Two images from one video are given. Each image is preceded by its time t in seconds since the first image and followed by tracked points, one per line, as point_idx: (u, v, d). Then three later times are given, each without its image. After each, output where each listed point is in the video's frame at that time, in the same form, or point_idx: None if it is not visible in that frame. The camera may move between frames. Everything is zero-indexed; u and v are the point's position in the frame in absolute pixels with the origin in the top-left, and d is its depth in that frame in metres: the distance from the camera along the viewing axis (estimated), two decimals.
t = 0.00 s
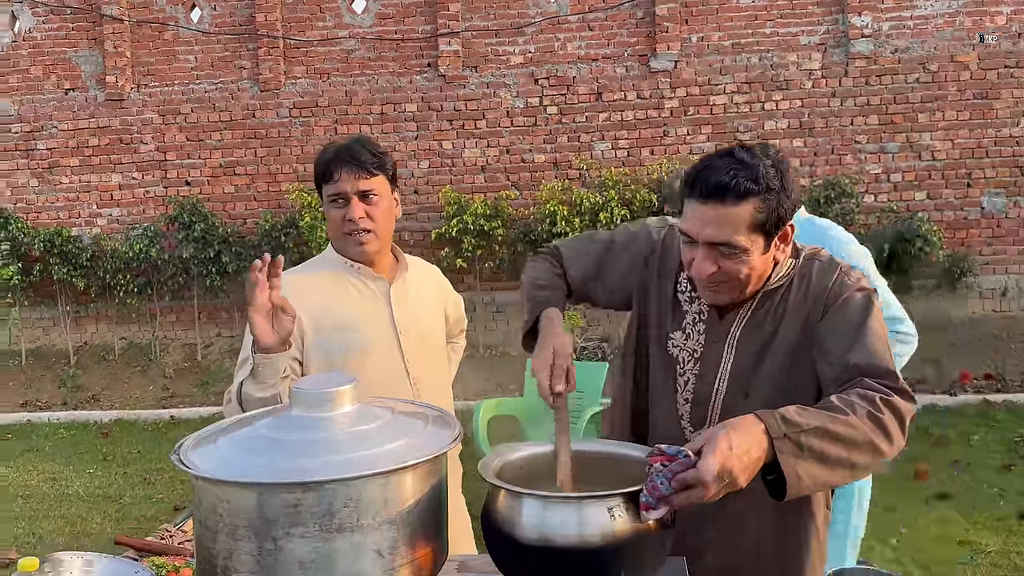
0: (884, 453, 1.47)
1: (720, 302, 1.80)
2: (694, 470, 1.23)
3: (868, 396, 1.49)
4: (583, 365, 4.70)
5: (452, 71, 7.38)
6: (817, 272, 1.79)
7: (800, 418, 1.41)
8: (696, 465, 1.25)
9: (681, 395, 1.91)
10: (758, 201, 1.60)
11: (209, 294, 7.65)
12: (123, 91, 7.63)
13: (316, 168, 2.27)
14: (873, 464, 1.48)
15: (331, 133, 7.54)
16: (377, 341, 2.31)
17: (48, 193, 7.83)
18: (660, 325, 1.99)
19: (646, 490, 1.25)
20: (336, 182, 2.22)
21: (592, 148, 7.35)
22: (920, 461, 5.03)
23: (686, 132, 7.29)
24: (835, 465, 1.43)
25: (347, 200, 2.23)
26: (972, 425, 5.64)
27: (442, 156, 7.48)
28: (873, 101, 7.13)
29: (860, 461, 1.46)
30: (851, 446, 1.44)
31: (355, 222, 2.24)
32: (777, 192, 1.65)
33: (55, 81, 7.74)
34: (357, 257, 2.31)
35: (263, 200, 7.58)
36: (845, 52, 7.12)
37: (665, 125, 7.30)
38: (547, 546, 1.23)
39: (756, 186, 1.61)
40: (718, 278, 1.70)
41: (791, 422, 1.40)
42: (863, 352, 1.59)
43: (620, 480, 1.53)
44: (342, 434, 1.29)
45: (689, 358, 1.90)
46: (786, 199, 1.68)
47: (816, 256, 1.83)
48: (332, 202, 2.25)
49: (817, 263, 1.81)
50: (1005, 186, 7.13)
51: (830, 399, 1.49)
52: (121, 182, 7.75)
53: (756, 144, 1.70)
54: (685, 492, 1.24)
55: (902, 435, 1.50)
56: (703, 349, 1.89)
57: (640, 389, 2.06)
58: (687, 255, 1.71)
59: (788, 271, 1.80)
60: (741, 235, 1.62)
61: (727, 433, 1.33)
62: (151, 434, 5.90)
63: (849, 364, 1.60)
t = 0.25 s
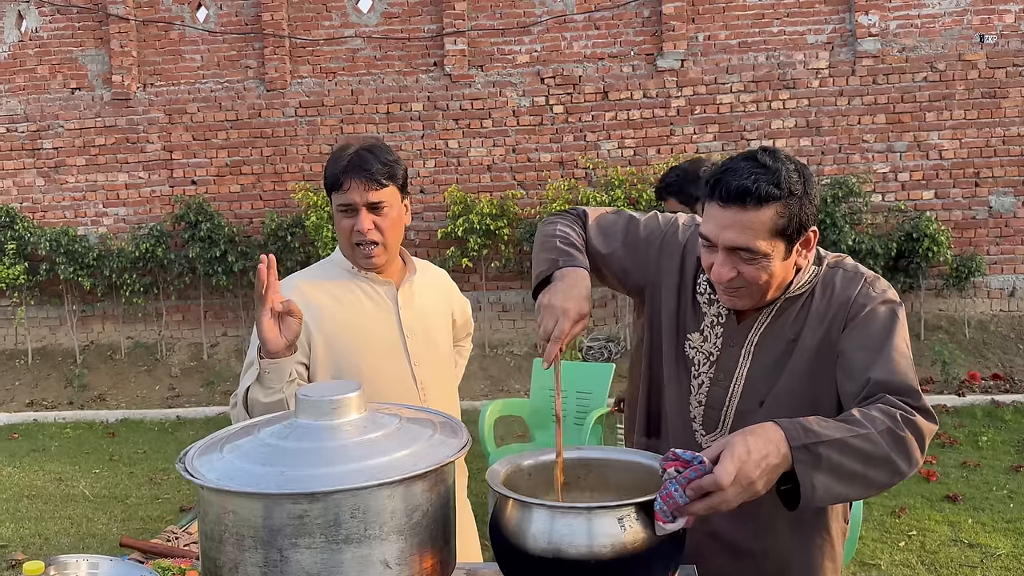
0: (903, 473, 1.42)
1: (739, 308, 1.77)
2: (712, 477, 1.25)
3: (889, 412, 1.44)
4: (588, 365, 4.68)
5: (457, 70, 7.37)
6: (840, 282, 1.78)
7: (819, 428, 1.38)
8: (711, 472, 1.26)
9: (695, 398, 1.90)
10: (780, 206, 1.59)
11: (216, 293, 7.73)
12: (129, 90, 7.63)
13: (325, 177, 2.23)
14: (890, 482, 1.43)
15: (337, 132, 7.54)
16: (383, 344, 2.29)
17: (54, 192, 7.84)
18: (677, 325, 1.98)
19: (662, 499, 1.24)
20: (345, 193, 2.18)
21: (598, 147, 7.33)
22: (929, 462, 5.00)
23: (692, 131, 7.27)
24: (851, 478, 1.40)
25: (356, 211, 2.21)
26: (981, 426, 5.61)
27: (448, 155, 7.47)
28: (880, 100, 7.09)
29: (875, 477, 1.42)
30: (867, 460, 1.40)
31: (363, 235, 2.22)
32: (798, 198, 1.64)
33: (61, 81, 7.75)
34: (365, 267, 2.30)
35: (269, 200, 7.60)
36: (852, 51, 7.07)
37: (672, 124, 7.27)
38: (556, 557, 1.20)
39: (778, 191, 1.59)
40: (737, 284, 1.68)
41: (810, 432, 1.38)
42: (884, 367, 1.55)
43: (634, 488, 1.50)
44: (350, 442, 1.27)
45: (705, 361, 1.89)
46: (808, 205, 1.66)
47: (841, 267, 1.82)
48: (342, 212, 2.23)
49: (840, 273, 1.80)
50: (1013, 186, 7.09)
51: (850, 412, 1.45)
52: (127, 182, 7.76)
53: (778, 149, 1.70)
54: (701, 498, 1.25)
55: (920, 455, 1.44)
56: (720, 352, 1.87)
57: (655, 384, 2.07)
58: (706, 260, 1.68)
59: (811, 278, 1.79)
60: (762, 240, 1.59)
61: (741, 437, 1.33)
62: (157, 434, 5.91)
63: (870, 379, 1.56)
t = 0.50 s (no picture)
0: (899, 475, 1.43)
1: (740, 301, 1.76)
2: (716, 461, 1.23)
3: (891, 414, 1.44)
4: (589, 361, 4.67)
5: (461, 68, 7.36)
6: (844, 278, 1.76)
7: (823, 424, 1.37)
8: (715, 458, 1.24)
9: (692, 391, 1.89)
10: (782, 198, 1.57)
11: (219, 291, 7.75)
12: (132, 88, 7.64)
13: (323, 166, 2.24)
14: (886, 483, 1.43)
15: (340, 129, 7.53)
16: (380, 339, 2.28)
17: (58, 190, 7.86)
18: (678, 316, 1.95)
19: (666, 487, 1.22)
20: (342, 182, 2.20)
21: (602, 144, 7.31)
22: (932, 460, 4.98)
23: (696, 128, 7.24)
24: (849, 477, 1.39)
25: (353, 200, 2.21)
26: (986, 424, 5.58)
27: (451, 152, 7.46)
28: (885, 97, 7.06)
29: (874, 476, 1.41)
30: (866, 460, 1.40)
31: (360, 224, 2.23)
32: (801, 190, 1.62)
33: (65, 78, 7.76)
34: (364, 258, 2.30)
35: (273, 197, 7.60)
36: (857, 47, 7.04)
37: (676, 121, 7.25)
38: (551, 551, 1.19)
39: (780, 183, 1.58)
40: (738, 276, 1.66)
41: (814, 427, 1.36)
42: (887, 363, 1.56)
43: (630, 484, 1.47)
44: (345, 435, 1.27)
45: (704, 354, 1.87)
46: (810, 199, 1.65)
47: (844, 262, 1.81)
48: (340, 203, 2.23)
49: (844, 268, 1.78)
50: (1019, 182, 7.05)
51: (854, 414, 1.45)
52: (131, 180, 7.77)
53: (782, 141, 1.68)
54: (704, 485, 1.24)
55: (914, 458, 1.43)
56: (719, 346, 1.86)
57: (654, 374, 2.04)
58: (707, 252, 1.67)
59: (813, 273, 1.78)
60: (762, 233, 1.58)
61: (751, 428, 1.31)
62: (161, 431, 5.92)
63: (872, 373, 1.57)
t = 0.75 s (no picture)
0: (885, 461, 1.43)
1: (723, 295, 1.76)
2: (708, 463, 1.22)
3: (873, 400, 1.45)
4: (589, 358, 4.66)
5: (462, 65, 7.36)
6: (823, 266, 1.79)
7: (808, 416, 1.37)
8: (706, 457, 1.24)
9: (678, 387, 1.88)
10: (764, 193, 1.58)
11: (221, 289, 7.75)
12: (134, 87, 7.65)
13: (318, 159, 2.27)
14: (871, 468, 1.43)
15: (341, 127, 7.53)
16: (374, 333, 2.28)
17: (61, 188, 7.88)
18: (662, 312, 1.94)
19: (658, 483, 1.21)
20: (337, 174, 2.22)
21: (604, 142, 7.31)
22: (933, 458, 4.97)
23: (698, 126, 7.23)
24: (837, 464, 1.39)
25: (348, 191, 2.22)
26: (988, 421, 5.56)
27: (452, 150, 7.45)
28: (887, 94, 7.03)
29: (858, 465, 1.41)
30: (851, 449, 1.40)
31: (355, 217, 2.22)
32: (782, 183, 1.63)
33: (67, 77, 7.77)
34: (359, 251, 2.30)
35: (275, 195, 7.60)
36: (859, 44, 7.02)
37: (677, 119, 7.24)
38: (545, 544, 1.19)
39: (762, 177, 1.58)
40: (722, 272, 1.66)
41: (798, 421, 1.36)
42: (868, 353, 1.57)
43: (627, 477, 1.48)
44: (337, 428, 1.27)
45: (690, 349, 1.86)
46: (791, 191, 1.66)
47: (823, 251, 1.84)
48: (334, 195, 2.24)
49: (823, 257, 1.81)
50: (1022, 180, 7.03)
51: (834, 401, 1.45)
52: (132, 178, 7.78)
53: (759, 135, 1.69)
54: (696, 485, 1.22)
55: (896, 447, 1.44)
56: (705, 340, 1.85)
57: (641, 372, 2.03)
58: (690, 249, 1.66)
59: (795, 265, 1.79)
60: (746, 227, 1.58)
61: (735, 426, 1.31)
62: (162, 429, 5.93)
63: (853, 365, 1.57)
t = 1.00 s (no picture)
0: (879, 453, 1.43)
1: (713, 298, 1.76)
2: (703, 461, 1.21)
3: (863, 391, 1.44)
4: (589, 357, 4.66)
5: (463, 64, 7.36)
6: (808, 261, 1.78)
7: (800, 412, 1.37)
8: (703, 456, 1.23)
9: (669, 387, 1.88)
10: (755, 194, 1.58)
11: (222, 288, 7.75)
12: (135, 86, 7.66)
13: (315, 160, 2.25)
14: (865, 461, 1.42)
15: (342, 126, 7.54)
16: (371, 331, 2.28)
17: (61, 188, 7.89)
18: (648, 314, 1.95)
19: (654, 482, 1.21)
20: (335, 176, 2.22)
21: (604, 140, 7.30)
22: (934, 456, 4.97)
23: (699, 124, 7.23)
24: (831, 459, 1.39)
25: (346, 194, 2.23)
26: (989, 419, 5.55)
27: (453, 149, 7.45)
28: (888, 92, 7.02)
29: (853, 457, 1.41)
30: (845, 441, 1.40)
31: (353, 220, 2.24)
32: (772, 185, 1.63)
33: (68, 76, 7.78)
34: (355, 251, 2.31)
35: (275, 194, 7.60)
36: (860, 42, 7.00)
37: (678, 117, 7.23)
38: (541, 541, 1.19)
39: (752, 179, 1.58)
40: (713, 274, 1.66)
41: (792, 416, 1.36)
42: (855, 347, 1.55)
43: (625, 475, 1.47)
44: (333, 426, 1.27)
45: (678, 349, 1.87)
46: (780, 191, 1.66)
47: (806, 245, 1.83)
48: (333, 197, 2.25)
49: (807, 251, 1.81)
50: None
51: (826, 394, 1.44)
52: (133, 177, 7.79)
53: (748, 136, 1.69)
54: (692, 483, 1.22)
55: (890, 436, 1.44)
56: (693, 339, 1.86)
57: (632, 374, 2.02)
58: (680, 251, 1.66)
59: (780, 261, 1.79)
60: (737, 229, 1.58)
61: (731, 425, 1.30)
62: (164, 427, 5.94)
63: (841, 359, 1.55)
